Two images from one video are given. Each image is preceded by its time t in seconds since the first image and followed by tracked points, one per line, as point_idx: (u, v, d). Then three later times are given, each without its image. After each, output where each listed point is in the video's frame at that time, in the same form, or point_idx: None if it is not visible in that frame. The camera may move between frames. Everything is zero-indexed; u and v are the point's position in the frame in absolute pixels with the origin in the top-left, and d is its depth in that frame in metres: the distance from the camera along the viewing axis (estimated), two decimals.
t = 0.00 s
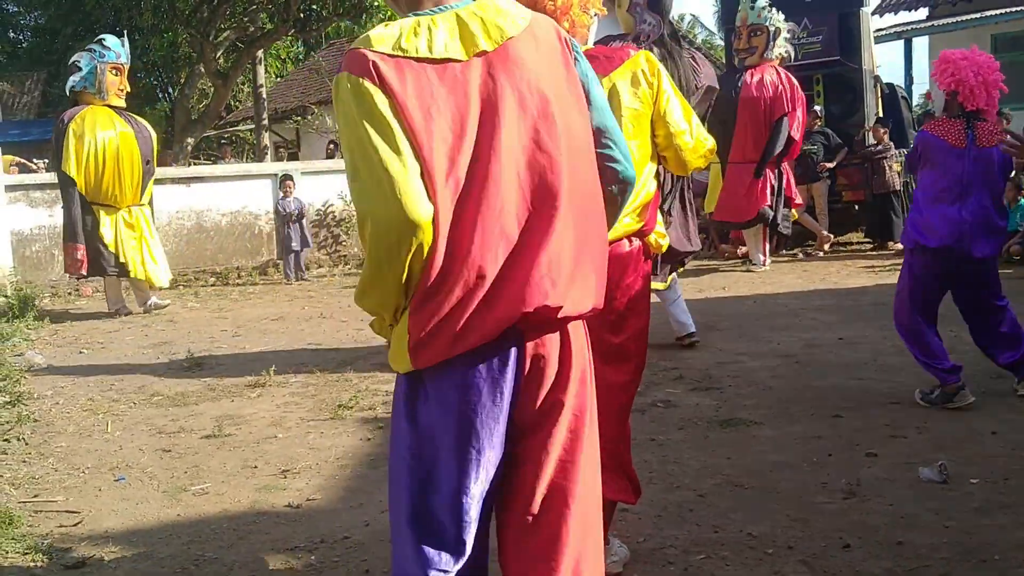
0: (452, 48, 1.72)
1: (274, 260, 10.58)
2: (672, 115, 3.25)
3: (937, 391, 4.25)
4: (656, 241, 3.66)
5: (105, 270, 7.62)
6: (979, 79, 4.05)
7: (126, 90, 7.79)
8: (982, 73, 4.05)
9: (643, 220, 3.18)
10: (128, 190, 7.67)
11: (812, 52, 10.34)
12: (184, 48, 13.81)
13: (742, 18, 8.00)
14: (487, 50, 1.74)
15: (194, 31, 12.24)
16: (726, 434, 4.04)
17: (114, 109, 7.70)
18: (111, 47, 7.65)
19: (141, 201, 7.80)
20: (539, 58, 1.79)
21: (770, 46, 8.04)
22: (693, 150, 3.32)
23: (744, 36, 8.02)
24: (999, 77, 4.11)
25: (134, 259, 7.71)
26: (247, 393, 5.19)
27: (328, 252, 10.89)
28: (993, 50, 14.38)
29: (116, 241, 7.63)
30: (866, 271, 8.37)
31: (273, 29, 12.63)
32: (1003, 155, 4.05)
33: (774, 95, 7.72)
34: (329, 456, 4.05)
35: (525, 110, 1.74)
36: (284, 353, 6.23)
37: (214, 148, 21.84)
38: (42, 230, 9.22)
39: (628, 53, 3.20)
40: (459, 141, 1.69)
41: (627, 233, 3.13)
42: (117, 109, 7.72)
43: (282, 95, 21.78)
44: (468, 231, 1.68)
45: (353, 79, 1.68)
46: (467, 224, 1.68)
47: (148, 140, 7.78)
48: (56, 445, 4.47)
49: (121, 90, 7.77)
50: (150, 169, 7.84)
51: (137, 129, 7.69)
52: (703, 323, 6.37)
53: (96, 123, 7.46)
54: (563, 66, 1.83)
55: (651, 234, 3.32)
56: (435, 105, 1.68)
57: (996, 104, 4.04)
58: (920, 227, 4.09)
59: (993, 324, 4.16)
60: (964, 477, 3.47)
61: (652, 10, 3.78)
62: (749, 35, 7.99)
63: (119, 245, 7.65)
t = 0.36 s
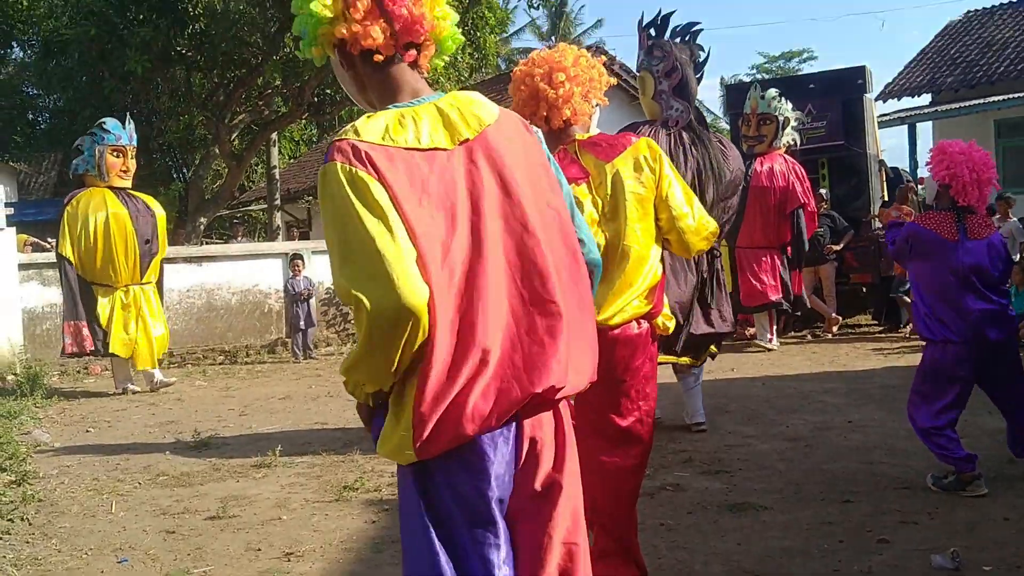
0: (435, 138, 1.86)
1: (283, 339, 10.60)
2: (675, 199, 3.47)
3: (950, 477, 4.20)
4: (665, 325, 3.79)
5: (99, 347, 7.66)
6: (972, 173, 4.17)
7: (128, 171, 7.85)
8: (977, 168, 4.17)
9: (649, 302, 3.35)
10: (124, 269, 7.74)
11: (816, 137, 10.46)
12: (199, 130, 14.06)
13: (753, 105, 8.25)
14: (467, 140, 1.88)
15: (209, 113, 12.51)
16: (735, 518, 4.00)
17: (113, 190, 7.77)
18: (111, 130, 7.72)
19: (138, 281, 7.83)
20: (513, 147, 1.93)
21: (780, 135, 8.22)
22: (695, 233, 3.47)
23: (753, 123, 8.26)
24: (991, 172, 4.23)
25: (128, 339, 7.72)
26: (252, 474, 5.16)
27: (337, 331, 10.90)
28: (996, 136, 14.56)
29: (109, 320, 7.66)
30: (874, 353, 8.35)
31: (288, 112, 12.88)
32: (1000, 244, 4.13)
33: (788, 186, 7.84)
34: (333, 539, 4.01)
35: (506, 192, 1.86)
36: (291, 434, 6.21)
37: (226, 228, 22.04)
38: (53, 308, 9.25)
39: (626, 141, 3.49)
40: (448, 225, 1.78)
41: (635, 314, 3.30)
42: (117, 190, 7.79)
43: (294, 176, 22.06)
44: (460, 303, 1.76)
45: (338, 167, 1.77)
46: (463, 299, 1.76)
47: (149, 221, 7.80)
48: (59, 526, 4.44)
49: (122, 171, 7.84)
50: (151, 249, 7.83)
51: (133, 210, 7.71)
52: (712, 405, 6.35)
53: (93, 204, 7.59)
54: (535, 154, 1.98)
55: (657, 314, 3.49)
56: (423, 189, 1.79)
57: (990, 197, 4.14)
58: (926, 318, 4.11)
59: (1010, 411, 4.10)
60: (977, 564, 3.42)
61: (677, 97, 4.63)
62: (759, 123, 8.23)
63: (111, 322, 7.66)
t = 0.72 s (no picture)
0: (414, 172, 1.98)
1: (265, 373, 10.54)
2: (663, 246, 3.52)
3: (924, 546, 4.16)
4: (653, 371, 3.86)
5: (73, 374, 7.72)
6: (961, 239, 4.14)
7: (115, 197, 7.83)
8: (968, 230, 4.18)
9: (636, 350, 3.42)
10: (100, 294, 7.66)
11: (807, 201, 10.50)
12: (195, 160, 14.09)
13: (742, 163, 8.17)
14: (444, 182, 1.98)
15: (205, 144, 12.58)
16: None
17: (94, 215, 7.74)
18: (96, 156, 7.69)
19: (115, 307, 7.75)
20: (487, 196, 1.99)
21: (765, 195, 8.26)
22: (686, 279, 3.53)
23: (741, 181, 8.24)
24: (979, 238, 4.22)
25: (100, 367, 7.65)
26: (225, 508, 5.09)
27: (319, 367, 10.85)
28: (985, 210, 14.70)
29: (85, 346, 7.64)
30: (856, 419, 8.35)
31: (285, 147, 12.94)
32: (992, 309, 4.13)
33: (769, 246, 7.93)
34: None
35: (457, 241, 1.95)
36: (268, 469, 6.14)
37: (215, 259, 21.99)
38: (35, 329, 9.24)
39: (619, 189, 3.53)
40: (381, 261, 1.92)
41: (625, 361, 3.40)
42: (100, 215, 7.75)
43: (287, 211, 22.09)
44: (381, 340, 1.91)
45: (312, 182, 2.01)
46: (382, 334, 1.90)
47: (128, 247, 7.72)
48: (26, 550, 4.36)
49: (108, 197, 7.82)
50: (131, 275, 7.76)
51: (111, 236, 7.63)
52: (692, 462, 6.32)
53: (72, 228, 7.57)
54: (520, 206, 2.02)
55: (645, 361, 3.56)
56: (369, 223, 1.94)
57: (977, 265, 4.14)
58: (908, 380, 4.11)
59: (986, 477, 4.11)
60: None
61: (668, 149, 4.77)
62: (747, 182, 8.21)
63: (87, 347, 7.63)
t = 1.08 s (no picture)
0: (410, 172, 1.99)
1: (238, 374, 10.50)
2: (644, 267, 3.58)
3: None
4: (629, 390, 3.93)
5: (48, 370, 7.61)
6: (957, 281, 4.36)
7: (95, 190, 7.83)
8: (956, 272, 4.36)
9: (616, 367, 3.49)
10: (78, 288, 7.60)
11: (790, 230, 10.60)
12: (180, 158, 14.06)
13: (715, 188, 8.34)
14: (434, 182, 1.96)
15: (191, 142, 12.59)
16: None
17: (72, 208, 7.70)
18: (77, 149, 7.65)
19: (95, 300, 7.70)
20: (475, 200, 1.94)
21: (736, 220, 8.30)
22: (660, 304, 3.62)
23: (713, 206, 8.33)
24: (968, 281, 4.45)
25: (78, 363, 7.59)
26: (191, 508, 5.06)
27: (294, 371, 10.81)
28: (965, 248, 14.83)
29: (63, 340, 7.56)
30: (828, 449, 8.38)
31: (271, 149, 12.94)
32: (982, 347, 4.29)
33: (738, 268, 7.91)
34: None
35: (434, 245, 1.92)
36: (236, 471, 6.10)
37: (195, 258, 21.91)
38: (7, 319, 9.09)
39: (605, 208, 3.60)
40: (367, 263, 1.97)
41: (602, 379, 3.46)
42: (81, 208, 7.74)
43: (270, 214, 22.05)
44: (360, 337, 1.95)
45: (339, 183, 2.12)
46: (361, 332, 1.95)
47: (108, 241, 7.65)
48: None
49: (88, 189, 7.81)
50: (111, 268, 7.71)
51: (89, 229, 7.58)
52: (663, 484, 6.33)
53: (49, 223, 7.53)
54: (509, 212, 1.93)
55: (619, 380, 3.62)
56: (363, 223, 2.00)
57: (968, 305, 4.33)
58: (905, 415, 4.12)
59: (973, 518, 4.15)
60: None
61: (629, 171, 4.80)
62: (719, 206, 8.30)
63: (65, 342, 7.56)
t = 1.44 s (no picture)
0: (446, 178, 2.03)
1: (238, 373, 10.51)
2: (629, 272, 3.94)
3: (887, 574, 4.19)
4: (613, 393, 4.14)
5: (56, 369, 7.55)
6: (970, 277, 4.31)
7: (103, 187, 7.81)
8: (978, 271, 4.34)
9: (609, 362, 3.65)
10: (90, 285, 7.58)
11: (790, 229, 10.56)
12: (179, 156, 14.06)
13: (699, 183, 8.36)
14: (480, 184, 2.04)
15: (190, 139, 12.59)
16: None
17: (80, 204, 7.67)
18: (86, 146, 7.67)
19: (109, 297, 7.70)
20: (521, 204, 2.05)
21: (722, 214, 8.31)
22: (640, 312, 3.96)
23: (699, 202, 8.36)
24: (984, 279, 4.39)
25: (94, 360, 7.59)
26: (190, 506, 5.06)
27: (293, 370, 10.81)
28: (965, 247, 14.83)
29: (76, 338, 7.52)
30: (827, 448, 8.38)
31: (270, 148, 12.92)
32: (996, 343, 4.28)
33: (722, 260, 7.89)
34: None
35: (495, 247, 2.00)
36: (235, 469, 6.10)
37: (194, 257, 21.90)
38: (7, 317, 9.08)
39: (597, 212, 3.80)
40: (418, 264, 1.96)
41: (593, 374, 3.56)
42: (90, 205, 7.72)
43: (269, 212, 22.03)
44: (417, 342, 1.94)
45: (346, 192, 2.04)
46: (419, 338, 1.92)
47: (120, 239, 7.69)
48: None
49: (96, 187, 7.80)
50: (121, 266, 7.71)
51: (104, 226, 7.60)
52: (662, 483, 6.33)
53: (63, 221, 7.50)
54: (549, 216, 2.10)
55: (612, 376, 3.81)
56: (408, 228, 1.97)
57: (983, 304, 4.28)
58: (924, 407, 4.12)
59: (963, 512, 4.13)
60: None
61: (602, 168, 4.99)
62: (702, 201, 8.33)
63: (79, 339, 7.52)
